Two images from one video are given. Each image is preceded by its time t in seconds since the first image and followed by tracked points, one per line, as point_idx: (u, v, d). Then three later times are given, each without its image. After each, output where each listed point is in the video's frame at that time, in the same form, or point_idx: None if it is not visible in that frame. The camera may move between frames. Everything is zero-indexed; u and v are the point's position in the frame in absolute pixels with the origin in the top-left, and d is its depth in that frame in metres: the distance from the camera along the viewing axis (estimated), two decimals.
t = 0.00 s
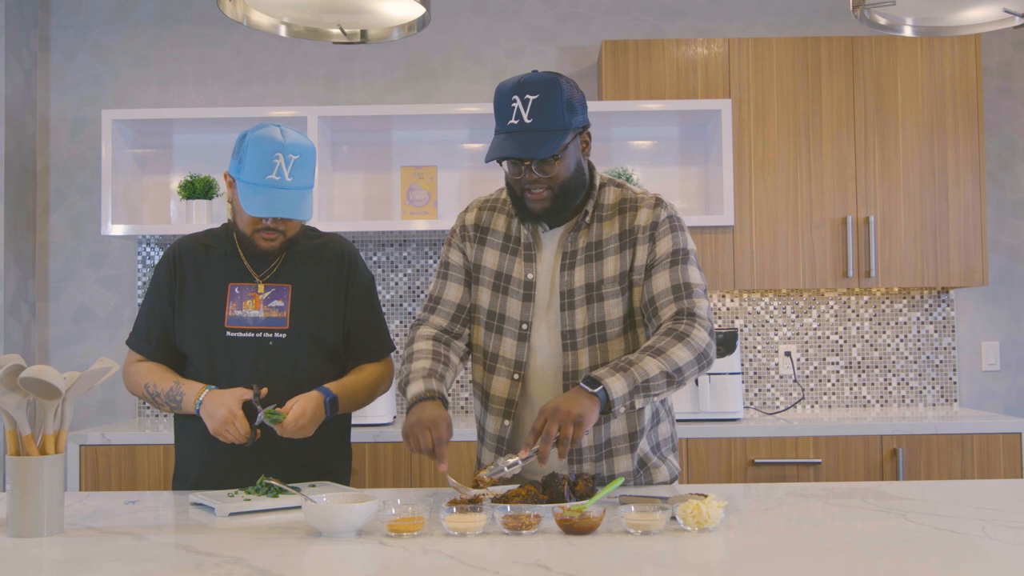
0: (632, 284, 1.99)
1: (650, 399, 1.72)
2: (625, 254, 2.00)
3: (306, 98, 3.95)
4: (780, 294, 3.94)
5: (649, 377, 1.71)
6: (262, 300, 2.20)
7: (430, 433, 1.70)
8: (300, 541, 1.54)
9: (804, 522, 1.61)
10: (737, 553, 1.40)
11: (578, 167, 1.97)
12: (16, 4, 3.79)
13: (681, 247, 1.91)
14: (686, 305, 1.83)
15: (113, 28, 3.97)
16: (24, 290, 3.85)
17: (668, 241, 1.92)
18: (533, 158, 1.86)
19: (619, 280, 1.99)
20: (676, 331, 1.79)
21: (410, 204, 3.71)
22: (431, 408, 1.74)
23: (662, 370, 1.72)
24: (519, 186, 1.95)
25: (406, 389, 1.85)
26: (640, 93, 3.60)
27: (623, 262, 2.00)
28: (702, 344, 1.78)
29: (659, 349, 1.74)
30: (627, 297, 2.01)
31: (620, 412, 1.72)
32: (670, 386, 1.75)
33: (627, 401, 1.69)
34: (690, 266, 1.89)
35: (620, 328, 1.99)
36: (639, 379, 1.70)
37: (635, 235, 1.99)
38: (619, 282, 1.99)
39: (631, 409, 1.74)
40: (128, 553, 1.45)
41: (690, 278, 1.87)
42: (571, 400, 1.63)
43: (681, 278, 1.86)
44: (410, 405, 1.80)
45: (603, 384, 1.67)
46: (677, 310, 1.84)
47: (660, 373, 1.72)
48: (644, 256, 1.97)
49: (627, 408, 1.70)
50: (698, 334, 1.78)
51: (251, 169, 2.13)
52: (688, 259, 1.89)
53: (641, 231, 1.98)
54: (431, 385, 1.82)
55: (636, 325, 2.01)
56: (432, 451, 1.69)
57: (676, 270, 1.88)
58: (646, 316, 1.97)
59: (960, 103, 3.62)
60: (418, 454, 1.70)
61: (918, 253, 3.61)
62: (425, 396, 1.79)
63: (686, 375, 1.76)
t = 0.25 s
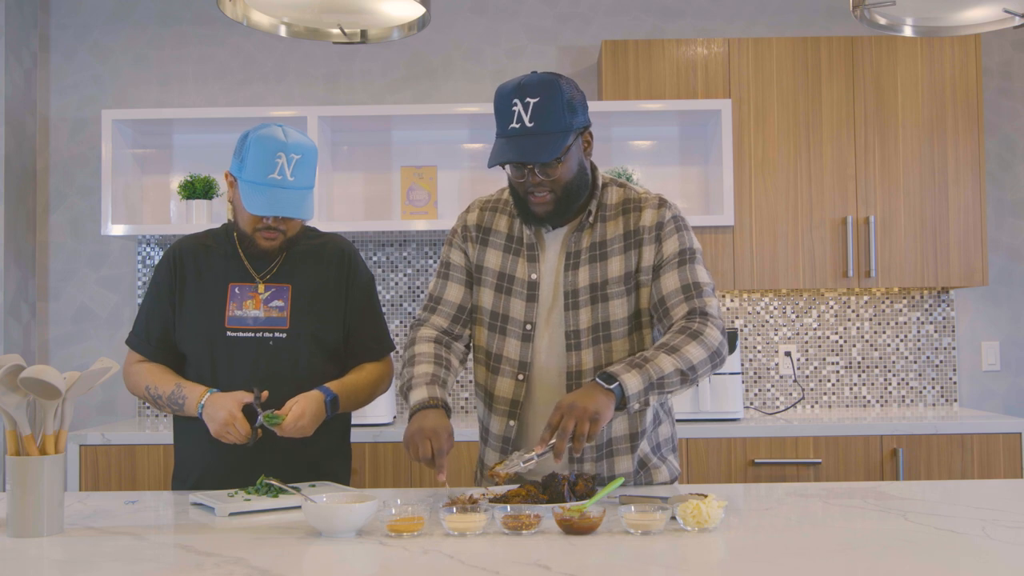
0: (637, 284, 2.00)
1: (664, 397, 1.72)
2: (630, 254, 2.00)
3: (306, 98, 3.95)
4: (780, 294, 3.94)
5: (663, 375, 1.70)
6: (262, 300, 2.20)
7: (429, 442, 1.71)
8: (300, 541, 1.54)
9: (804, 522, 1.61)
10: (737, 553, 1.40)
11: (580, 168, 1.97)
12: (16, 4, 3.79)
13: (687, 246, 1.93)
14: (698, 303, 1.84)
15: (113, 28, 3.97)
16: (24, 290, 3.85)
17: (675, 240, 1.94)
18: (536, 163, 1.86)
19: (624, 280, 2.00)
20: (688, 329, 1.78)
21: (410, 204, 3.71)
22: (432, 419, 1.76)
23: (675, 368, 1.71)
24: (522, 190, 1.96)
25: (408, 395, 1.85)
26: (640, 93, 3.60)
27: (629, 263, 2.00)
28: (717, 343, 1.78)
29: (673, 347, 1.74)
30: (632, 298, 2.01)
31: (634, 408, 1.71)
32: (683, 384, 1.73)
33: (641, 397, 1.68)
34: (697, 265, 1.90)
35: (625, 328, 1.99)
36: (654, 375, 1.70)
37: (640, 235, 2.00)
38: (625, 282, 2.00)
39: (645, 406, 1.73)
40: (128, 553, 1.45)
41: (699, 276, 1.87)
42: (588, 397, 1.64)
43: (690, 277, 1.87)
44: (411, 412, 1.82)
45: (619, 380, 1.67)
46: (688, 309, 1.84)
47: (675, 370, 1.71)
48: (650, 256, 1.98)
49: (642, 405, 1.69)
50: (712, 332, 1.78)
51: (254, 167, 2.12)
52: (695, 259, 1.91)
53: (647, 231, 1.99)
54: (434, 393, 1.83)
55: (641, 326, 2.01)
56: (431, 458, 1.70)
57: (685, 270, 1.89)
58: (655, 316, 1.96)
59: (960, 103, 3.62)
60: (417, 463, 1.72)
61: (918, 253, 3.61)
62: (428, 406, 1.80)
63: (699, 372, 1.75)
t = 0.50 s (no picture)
0: (642, 285, 2.00)
1: (673, 389, 1.72)
2: (635, 255, 2.01)
3: (305, 98, 3.95)
4: (780, 294, 3.94)
5: (670, 367, 1.72)
6: (262, 299, 2.20)
7: (414, 416, 1.75)
8: (300, 540, 1.54)
9: (804, 522, 1.61)
10: (737, 553, 1.40)
11: (586, 173, 1.98)
12: (16, 4, 3.79)
13: (693, 244, 1.95)
14: (709, 297, 1.88)
15: (113, 28, 3.97)
16: (24, 290, 3.85)
17: (680, 239, 1.96)
18: (543, 173, 1.86)
19: (628, 281, 2.01)
20: (699, 322, 1.80)
21: (410, 204, 3.71)
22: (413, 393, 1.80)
23: (684, 361, 1.73)
24: (528, 196, 1.96)
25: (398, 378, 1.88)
26: (640, 93, 3.60)
27: (633, 264, 2.01)
28: (728, 335, 1.79)
29: (682, 340, 1.76)
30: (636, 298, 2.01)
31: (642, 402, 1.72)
32: (694, 376, 1.74)
33: (648, 391, 1.69)
34: (704, 262, 1.93)
35: (629, 329, 1.99)
36: (661, 368, 1.71)
37: (645, 236, 2.00)
38: (629, 283, 2.01)
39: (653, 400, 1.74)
40: (128, 553, 1.45)
41: (707, 272, 1.91)
42: (590, 389, 1.65)
43: (698, 273, 1.90)
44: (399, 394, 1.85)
45: (625, 373, 1.68)
46: (699, 303, 1.88)
47: (682, 363, 1.73)
48: (656, 257, 1.98)
49: (650, 398, 1.70)
50: (723, 325, 1.80)
51: (254, 167, 2.12)
52: (701, 256, 1.93)
53: (651, 232, 2.00)
54: (422, 372, 1.86)
55: (645, 328, 2.00)
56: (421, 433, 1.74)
57: (692, 267, 1.92)
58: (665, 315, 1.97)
59: (960, 103, 3.62)
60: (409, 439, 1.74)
61: (919, 252, 3.61)
62: (416, 384, 1.83)
63: (710, 366, 1.76)
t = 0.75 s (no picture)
0: (640, 284, 2.00)
1: (674, 387, 1.72)
2: (633, 254, 2.01)
3: (305, 98, 3.95)
4: (780, 294, 3.94)
5: (669, 364, 1.72)
6: (262, 299, 2.20)
7: (452, 433, 1.75)
8: (300, 540, 1.54)
9: (804, 522, 1.61)
10: (737, 553, 1.40)
11: (586, 172, 1.97)
12: (16, 4, 3.79)
13: (692, 242, 1.94)
14: (708, 293, 1.85)
15: (113, 28, 3.97)
16: (24, 291, 3.85)
17: (678, 237, 1.95)
18: (543, 173, 1.86)
19: (626, 280, 2.00)
20: (699, 320, 1.80)
21: (410, 204, 3.71)
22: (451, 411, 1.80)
23: (683, 358, 1.73)
24: (528, 195, 1.96)
25: (422, 396, 1.89)
26: (640, 93, 3.60)
27: (632, 263, 2.00)
28: (728, 331, 1.79)
29: (680, 338, 1.76)
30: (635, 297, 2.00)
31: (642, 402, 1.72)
32: (694, 373, 1.74)
33: (647, 388, 1.69)
34: (703, 260, 1.91)
35: (627, 328, 1.99)
36: (659, 366, 1.71)
37: (643, 235, 2.00)
38: (627, 282, 2.00)
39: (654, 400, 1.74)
40: (128, 553, 1.45)
41: (707, 269, 1.89)
42: (592, 396, 1.65)
43: (697, 270, 1.89)
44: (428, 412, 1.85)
45: (621, 372, 1.68)
46: (700, 300, 1.86)
47: (681, 360, 1.73)
48: (655, 256, 1.98)
49: (649, 397, 1.70)
50: (723, 320, 1.80)
51: (255, 167, 2.12)
52: (700, 254, 1.92)
53: (649, 231, 1.99)
54: (446, 389, 1.87)
55: (644, 328, 1.99)
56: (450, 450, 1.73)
57: (691, 265, 1.90)
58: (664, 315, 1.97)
59: (960, 103, 3.62)
60: (441, 454, 1.73)
61: (918, 252, 3.61)
62: (442, 402, 1.83)
63: (711, 361, 1.75)
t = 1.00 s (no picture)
0: (635, 278, 1.99)
1: (660, 381, 1.71)
2: (627, 248, 2.00)
3: (305, 98, 3.95)
4: (780, 294, 3.94)
5: (653, 359, 1.71)
6: (262, 300, 2.20)
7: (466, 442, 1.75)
8: (300, 540, 1.54)
9: (804, 522, 1.61)
10: (737, 553, 1.40)
11: (580, 169, 1.97)
12: (16, 4, 3.79)
13: (683, 235, 1.92)
14: (694, 287, 1.84)
15: (113, 28, 3.97)
16: (24, 291, 3.85)
17: (669, 231, 1.94)
18: (536, 169, 1.87)
19: (621, 274, 2.00)
20: (682, 313, 1.79)
21: (410, 204, 3.71)
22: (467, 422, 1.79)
23: (667, 351, 1.72)
24: (524, 193, 1.97)
25: (436, 406, 1.88)
26: (640, 93, 3.60)
27: (626, 257, 2.00)
28: (713, 324, 1.77)
29: (665, 332, 1.75)
30: (630, 291, 2.00)
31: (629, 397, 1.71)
32: (679, 367, 1.73)
33: (633, 384, 1.68)
34: (693, 252, 1.90)
35: (622, 322, 1.98)
36: (643, 361, 1.70)
37: (636, 230, 2.00)
38: (622, 275, 1.99)
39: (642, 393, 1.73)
40: (128, 553, 1.45)
41: (696, 263, 1.87)
42: (580, 394, 1.64)
43: (686, 263, 1.88)
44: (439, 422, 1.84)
45: (605, 369, 1.67)
46: (685, 294, 1.85)
47: (665, 354, 1.72)
48: (647, 250, 1.97)
49: (636, 392, 1.69)
50: (707, 313, 1.78)
51: (255, 168, 2.12)
52: (691, 246, 1.91)
53: (642, 225, 1.99)
54: (463, 403, 1.85)
55: (640, 321, 1.99)
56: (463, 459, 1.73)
57: (681, 257, 1.89)
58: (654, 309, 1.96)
59: (960, 103, 3.62)
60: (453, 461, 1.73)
61: (918, 251, 3.61)
62: (459, 414, 1.82)
63: (696, 356, 1.74)
